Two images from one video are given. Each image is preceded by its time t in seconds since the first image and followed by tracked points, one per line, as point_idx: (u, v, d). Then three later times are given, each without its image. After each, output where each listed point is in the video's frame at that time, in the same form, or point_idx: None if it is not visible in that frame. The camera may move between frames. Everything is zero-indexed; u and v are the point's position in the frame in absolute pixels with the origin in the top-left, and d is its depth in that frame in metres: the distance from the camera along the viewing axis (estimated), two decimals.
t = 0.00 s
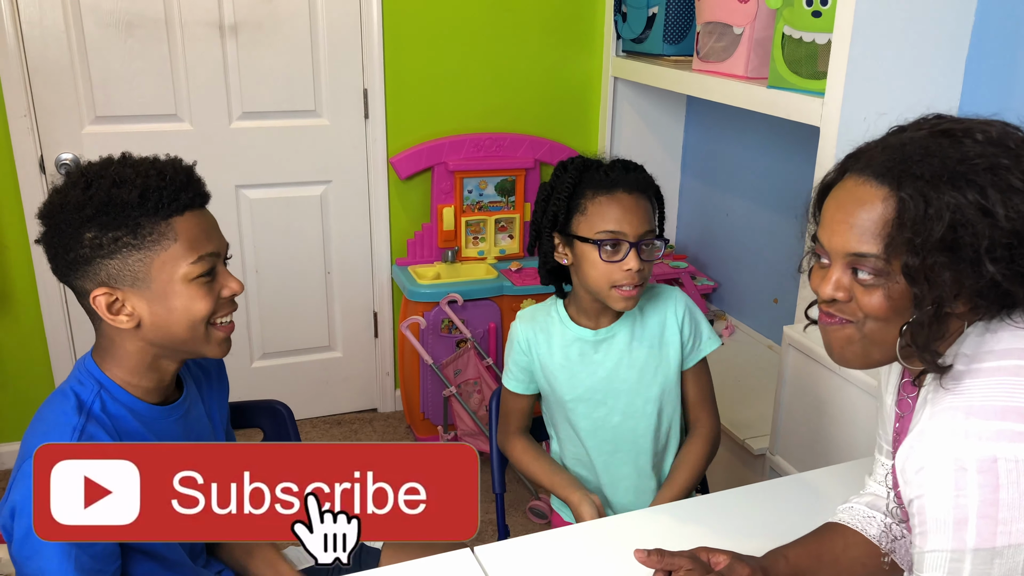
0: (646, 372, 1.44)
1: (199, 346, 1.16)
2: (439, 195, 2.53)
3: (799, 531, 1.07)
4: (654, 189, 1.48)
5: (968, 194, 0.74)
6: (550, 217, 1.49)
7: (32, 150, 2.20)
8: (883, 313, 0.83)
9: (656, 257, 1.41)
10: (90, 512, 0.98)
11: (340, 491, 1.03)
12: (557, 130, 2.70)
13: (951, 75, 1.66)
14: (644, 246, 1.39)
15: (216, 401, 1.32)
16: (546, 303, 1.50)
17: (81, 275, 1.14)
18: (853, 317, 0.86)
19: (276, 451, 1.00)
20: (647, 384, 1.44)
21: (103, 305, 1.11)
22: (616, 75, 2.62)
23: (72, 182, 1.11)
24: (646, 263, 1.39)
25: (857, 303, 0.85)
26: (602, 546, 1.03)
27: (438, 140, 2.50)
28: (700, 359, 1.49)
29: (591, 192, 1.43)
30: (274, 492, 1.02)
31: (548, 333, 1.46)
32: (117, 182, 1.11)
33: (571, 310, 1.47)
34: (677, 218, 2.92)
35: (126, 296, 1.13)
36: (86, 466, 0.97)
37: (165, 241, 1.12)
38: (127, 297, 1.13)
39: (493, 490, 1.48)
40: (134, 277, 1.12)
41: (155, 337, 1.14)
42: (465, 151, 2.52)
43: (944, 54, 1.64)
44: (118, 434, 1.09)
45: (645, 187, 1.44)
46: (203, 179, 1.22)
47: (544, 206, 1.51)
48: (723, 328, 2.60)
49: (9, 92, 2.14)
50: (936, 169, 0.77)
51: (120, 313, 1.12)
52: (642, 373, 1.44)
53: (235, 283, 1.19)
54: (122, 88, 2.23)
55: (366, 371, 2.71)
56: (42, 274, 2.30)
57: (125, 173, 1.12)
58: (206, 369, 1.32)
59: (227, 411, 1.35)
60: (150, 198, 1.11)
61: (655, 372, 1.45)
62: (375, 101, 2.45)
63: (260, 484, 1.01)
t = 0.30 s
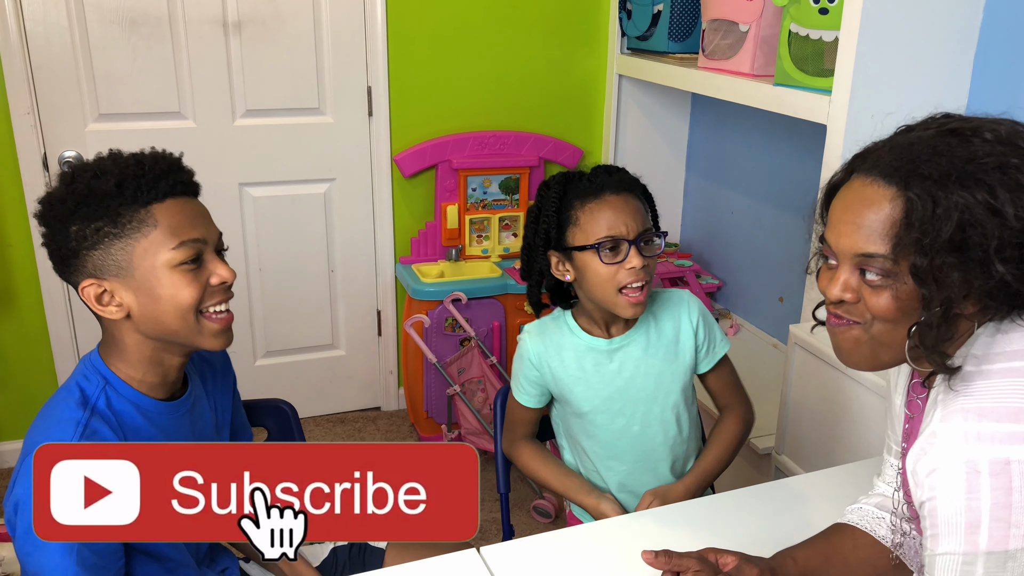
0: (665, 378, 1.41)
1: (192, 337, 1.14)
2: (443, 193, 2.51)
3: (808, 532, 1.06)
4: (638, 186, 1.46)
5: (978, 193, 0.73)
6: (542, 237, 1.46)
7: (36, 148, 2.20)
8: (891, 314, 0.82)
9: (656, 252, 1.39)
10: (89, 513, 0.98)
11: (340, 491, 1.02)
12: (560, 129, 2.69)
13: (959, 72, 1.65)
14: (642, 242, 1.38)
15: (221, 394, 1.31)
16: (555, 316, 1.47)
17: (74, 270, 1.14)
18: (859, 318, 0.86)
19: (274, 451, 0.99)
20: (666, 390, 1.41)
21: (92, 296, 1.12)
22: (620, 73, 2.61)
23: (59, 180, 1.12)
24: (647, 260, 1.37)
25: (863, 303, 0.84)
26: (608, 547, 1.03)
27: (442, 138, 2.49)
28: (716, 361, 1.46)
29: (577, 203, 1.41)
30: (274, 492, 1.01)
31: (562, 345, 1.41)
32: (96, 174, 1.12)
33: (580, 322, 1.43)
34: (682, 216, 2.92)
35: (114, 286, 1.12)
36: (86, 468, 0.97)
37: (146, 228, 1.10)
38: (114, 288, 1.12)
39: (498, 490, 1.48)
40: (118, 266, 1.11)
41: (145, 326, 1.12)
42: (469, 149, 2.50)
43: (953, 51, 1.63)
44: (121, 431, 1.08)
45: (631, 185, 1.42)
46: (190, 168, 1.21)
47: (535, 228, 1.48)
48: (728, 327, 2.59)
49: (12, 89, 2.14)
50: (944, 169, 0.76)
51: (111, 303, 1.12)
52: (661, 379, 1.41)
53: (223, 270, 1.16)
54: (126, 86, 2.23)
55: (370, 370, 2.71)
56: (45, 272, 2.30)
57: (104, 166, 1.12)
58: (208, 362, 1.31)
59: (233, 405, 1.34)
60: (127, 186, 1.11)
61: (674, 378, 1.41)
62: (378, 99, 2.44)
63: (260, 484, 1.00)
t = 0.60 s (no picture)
0: (693, 377, 1.36)
1: (194, 329, 1.15)
2: (446, 188, 2.51)
3: (815, 530, 1.06)
4: (645, 185, 1.41)
5: (988, 187, 0.73)
6: (554, 250, 1.42)
7: (38, 144, 2.19)
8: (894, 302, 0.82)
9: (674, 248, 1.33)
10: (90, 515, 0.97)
11: (340, 492, 1.02)
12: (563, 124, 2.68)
13: (966, 66, 1.64)
14: (658, 240, 1.32)
15: (221, 383, 1.31)
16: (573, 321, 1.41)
17: (72, 267, 1.13)
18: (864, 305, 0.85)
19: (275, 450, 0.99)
20: (694, 389, 1.36)
21: (93, 293, 1.12)
22: (624, 67, 2.60)
23: (56, 177, 1.11)
24: (664, 256, 1.31)
25: (868, 288, 0.84)
26: (614, 546, 1.02)
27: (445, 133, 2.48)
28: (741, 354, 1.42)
29: (584, 211, 1.36)
30: (274, 492, 1.01)
31: (585, 348, 1.35)
32: (95, 174, 1.10)
33: (603, 330, 1.37)
34: (684, 212, 2.91)
35: (115, 284, 1.12)
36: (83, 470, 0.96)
37: (146, 229, 1.10)
38: (115, 285, 1.12)
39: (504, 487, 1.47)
40: (119, 266, 1.11)
41: (145, 321, 1.13)
42: (472, 144, 2.49)
43: (959, 46, 1.62)
44: (115, 414, 1.09)
45: (638, 186, 1.37)
46: (188, 164, 1.20)
47: (546, 243, 1.44)
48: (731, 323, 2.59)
49: (14, 86, 2.13)
50: (954, 161, 0.76)
51: (112, 300, 1.12)
52: (689, 379, 1.36)
53: (222, 266, 1.16)
54: (129, 81, 2.22)
55: (372, 366, 2.70)
56: (48, 268, 2.29)
57: (102, 165, 1.11)
58: (205, 347, 1.31)
59: (234, 394, 1.34)
60: (127, 186, 1.10)
61: (701, 376, 1.37)
62: (381, 94, 2.43)
63: (260, 484, 1.00)
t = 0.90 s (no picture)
0: (685, 376, 1.33)
1: (172, 287, 1.20)
2: (445, 181, 2.50)
3: (818, 521, 1.05)
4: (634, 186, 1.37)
5: (971, 203, 0.71)
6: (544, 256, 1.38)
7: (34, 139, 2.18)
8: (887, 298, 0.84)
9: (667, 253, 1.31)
10: (86, 510, 0.86)
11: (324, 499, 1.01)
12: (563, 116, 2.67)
13: (967, 55, 1.63)
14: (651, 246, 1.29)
15: (211, 361, 1.34)
16: (566, 326, 1.39)
17: (38, 280, 1.16)
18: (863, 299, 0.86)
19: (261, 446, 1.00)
20: (687, 387, 1.34)
21: (65, 294, 1.14)
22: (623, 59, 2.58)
23: None
24: (659, 262, 1.28)
25: (863, 283, 0.85)
26: (617, 538, 1.02)
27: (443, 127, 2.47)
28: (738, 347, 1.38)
29: (576, 217, 1.32)
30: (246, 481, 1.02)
31: (573, 354, 1.34)
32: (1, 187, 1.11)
33: (591, 333, 1.36)
34: (684, 204, 2.90)
35: (80, 277, 1.14)
36: (72, 460, 0.85)
37: (73, 215, 1.12)
38: (81, 279, 1.14)
39: (505, 479, 1.47)
40: (73, 261, 1.13)
41: (126, 301, 1.17)
42: (471, 137, 2.48)
43: (961, 34, 1.61)
44: (94, 387, 1.12)
45: (627, 189, 1.34)
46: (83, 141, 1.19)
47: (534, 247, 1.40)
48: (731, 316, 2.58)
49: (10, 81, 2.12)
50: (941, 174, 0.74)
51: (85, 295, 1.15)
52: (681, 378, 1.33)
53: (166, 219, 1.19)
54: (125, 75, 2.21)
55: (372, 360, 2.70)
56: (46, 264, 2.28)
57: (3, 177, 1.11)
58: (193, 326, 1.34)
59: (229, 387, 1.37)
60: (34, 183, 1.11)
61: (694, 374, 1.34)
62: (379, 87, 2.42)
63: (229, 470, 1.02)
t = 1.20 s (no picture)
0: (679, 380, 1.33)
1: (138, 309, 1.17)
2: (441, 177, 2.50)
3: (818, 516, 1.06)
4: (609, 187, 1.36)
5: (973, 198, 0.72)
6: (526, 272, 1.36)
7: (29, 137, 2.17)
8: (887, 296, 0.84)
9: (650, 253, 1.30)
10: (87, 511, 0.82)
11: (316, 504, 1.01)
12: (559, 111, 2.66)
13: (964, 49, 1.63)
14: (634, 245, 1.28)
15: (168, 358, 1.32)
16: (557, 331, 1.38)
17: (20, 243, 1.14)
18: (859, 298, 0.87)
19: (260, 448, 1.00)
20: (681, 391, 1.34)
21: (39, 272, 1.13)
22: (619, 54, 2.58)
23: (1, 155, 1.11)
24: (644, 262, 1.27)
25: (862, 282, 0.85)
26: (617, 534, 1.02)
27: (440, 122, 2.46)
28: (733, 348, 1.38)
29: (552, 228, 1.31)
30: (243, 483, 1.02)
31: (566, 359, 1.34)
32: (42, 156, 1.11)
33: (585, 335, 1.35)
34: (681, 199, 2.90)
35: (61, 264, 1.13)
36: (73, 461, 0.81)
37: (95, 212, 1.12)
38: (62, 265, 1.13)
39: (503, 477, 1.47)
40: (65, 247, 1.12)
41: (95, 301, 1.15)
42: (467, 133, 2.47)
43: (958, 28, 1.61)
44: (48, 381, 1.10)
45: (603, 192, 1.32)
46: (136, 148, 1.21)
47: (516, 264, 1.39)
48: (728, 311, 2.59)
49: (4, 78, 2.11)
50: (941, 169, 0.74)
51: (57, 280, 1.13)
52: (676, 382, 1.33)
53: (168, 248, 1.19)
54: (120, 72, 2.20)
55: (370, 357, 2.70)
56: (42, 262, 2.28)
57: (48, 148, 1.12)
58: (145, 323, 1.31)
59: (189, 377, 1.35)
60: (75, 170, 1.11)
61: (688, 378, 1.34)
62: (375, 83, 2.41)
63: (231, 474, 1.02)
